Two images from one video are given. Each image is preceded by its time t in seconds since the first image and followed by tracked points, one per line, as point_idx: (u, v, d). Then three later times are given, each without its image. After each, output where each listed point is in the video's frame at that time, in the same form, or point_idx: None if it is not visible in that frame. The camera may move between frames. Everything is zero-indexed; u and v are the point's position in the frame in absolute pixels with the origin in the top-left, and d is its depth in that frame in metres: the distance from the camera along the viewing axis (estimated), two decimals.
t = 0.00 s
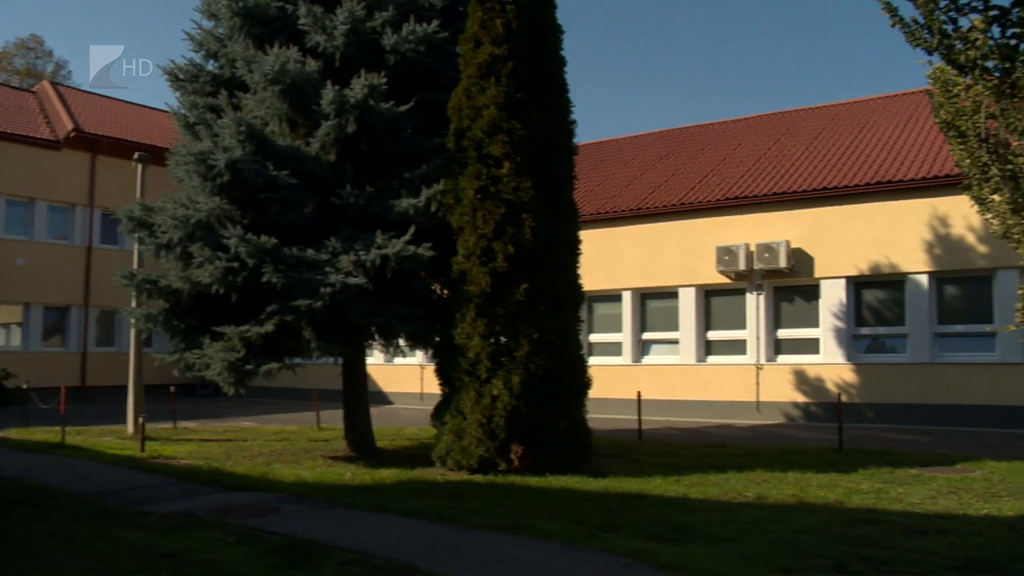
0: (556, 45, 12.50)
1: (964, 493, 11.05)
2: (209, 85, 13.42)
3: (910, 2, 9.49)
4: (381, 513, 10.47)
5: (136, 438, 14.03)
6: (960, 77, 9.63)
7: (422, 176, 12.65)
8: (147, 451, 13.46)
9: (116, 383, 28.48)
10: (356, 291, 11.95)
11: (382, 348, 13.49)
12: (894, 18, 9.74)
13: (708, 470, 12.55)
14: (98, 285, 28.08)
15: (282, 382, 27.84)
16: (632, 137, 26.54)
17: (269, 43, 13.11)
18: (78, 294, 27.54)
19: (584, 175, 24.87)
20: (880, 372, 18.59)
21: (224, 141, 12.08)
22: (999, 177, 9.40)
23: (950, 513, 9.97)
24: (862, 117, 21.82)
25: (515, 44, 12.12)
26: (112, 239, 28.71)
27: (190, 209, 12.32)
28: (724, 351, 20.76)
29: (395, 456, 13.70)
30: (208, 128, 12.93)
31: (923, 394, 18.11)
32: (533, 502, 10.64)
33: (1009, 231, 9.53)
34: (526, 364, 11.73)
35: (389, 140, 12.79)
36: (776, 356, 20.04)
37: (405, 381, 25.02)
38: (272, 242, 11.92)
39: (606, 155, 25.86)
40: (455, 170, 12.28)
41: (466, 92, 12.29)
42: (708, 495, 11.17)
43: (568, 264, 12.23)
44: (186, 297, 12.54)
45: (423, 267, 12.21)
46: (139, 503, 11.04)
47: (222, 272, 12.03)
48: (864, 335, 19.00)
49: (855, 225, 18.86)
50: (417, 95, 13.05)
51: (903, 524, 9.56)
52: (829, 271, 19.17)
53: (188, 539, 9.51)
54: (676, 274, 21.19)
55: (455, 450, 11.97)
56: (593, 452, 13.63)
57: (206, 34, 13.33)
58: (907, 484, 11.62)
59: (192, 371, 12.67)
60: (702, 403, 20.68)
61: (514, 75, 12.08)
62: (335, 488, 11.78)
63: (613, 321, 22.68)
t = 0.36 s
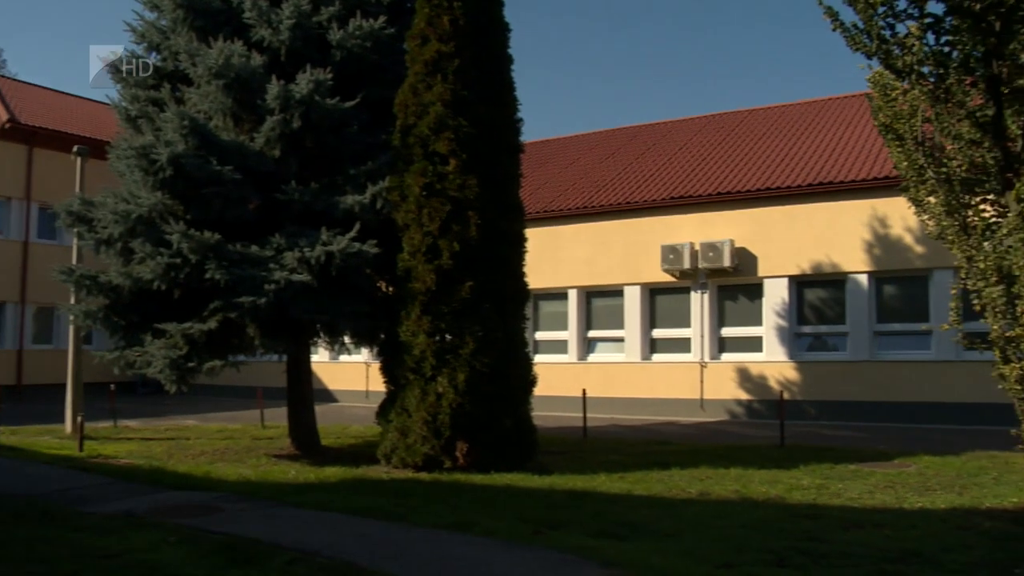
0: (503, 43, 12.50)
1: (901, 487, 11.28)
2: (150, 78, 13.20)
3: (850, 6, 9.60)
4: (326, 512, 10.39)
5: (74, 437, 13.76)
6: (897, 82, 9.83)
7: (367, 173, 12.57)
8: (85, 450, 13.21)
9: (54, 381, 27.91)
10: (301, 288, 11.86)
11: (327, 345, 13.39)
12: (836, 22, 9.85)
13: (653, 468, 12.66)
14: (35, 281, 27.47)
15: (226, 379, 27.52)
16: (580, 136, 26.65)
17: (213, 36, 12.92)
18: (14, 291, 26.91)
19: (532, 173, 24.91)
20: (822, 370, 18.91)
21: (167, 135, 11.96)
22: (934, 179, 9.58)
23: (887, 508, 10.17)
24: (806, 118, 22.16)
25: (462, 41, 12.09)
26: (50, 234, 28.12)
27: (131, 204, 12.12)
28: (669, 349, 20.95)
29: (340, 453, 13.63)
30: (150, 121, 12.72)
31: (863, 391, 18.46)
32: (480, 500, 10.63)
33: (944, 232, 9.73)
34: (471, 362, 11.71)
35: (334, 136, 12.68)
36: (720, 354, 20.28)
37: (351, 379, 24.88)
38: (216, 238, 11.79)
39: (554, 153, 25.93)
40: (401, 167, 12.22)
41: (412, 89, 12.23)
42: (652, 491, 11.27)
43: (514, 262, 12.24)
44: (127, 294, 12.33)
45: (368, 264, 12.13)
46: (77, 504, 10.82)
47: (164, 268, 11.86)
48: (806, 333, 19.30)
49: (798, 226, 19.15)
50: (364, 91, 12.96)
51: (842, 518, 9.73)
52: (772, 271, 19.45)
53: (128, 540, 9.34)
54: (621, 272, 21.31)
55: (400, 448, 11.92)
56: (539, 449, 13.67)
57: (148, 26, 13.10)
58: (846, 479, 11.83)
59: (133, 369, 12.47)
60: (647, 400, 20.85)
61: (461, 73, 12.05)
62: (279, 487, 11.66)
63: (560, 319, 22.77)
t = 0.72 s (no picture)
0: (458, 42, 12.48)
1: (848, 483, 11.47)
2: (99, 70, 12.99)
3: (801, 10, 9.70)
4: (277, 511, 10.31)
5: (19, 437, 13.52)
6: (845, 86, 9.95)
7: (320, 170, 12.49)
8: (30, 450, 12.98)
9: None
10: (253, 286, 11.77)
11: (279, 343, 13.29)
12: (787, 25, 9.97)
13: (606, 466, 12.75)
14: None
15: (176, 377, 27.20)
16: (537, 134, 26.71)
17: (164, 29, 12.74)
18: None
19: (489, 171, 24.91)
20: (772, 368, 19.17)
21: (116, 129, 11.80)
22: (882, 180, 9.76)
23: (834, 504, 10.33)
24: (759, 119, 22.42)
25: (417, 38, 12.06)
26: None
27: (79, 200, 11.93)
28: (622, 347, 21.09)
29: (292, 452, 13.54)
30: (98, 115, 12.53)
31: (812, 389, 18.73)
32: (433, 499, 10.62)
33: (891, 233, 9.89)
34: (424, 360, 11.69)
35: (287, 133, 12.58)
36: (673, 352, 20.45)
37: (304, 378, 24.72)
38: (166, 235, 11.66)
39: (510, 151, 25.95)
40: (355, 164, 12.15)
41: (366, 86, 12.17)
42: (604, 489, 11.34)
43: (467, 259, 12.22)
44: (74, 291, 12.15)
45: (321, 262, 12.06)
46: (21, 505, 10.62)
47: (113, 265, 11.70)
48: (757, 332, 19.54)
49: (750, 226, 19.36)
50: (317, 88, 12.87)
51: (790, 514, 9.87)
52: (724, 270, 19.65)
53: (74, 541, 9.18)
54: (575, 270, 21.39)
55: (353, 446, 11.89)
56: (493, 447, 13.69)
57: (96, 18, 12.88)
58: (795, 476, 11.99)
59: (81, 367, 12.28)
60: (601, 398, 20.96)
61: (415, 70, 12.02)
62: (230, 486, 11.56)
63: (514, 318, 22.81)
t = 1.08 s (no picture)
0: (421, 39, 12.45)
1: (807, 480, 11.60)
2: (55, 64, 12.78)
3: (761, 11, 9.77)
4: (237, 511, 10.23)
5: None
6: (804, 88, 10.08)
7: (281, 167, 12.40)
8: None
9: None
10: (213, 283, 11.68)
11: (239, 341, 13.19)
12: (748, 27, 10.04)
13: (568, 463, 12.80)
14: None
15: (135, 375, 26.89)
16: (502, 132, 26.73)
17: (121, 23, 12.59)
18: None
19: (453, 169, 24.88)
20: (733, 367, 19.34)
21: (73, 124, 11.65)
22: (840, 181, 9.91)
23: (792, 501, 10.46)
24: (721, 119, 22.61)
25: (379, 35, 12.01)
26: None
27: (34, 195, 11.75)
28: (584, 346, 21.17)
29: (253, 450, 13.44)
30: (54, 109, 12.33)
31: (772, 387, 18.93)
32: (394, 497, 10.60)
33: (848, 233, 10.02)
34: (385, 359, 11.65)
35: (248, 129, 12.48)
36: (634, 351, 20.57)
37: (265, 376, 24.53)
38: (124, 231, 11.53)
39: (474, 149, 25.92)
40: (316, 161, 12.08)
41: (328, 82, 12.11)
42: (565, 487, 11.37)
43: (429, 257, 12.19)
44: (29, 288, 11.96)
45: (281, 259, 11.98)
46: None
47: (69, 261, 11.53)
48: (718, 330, 19.71)
49: (711, 225, 19.50)
50: (278, 84, 12.78)
51: (749, 511, 9.97)
52: (686, 269, 19.78)
53: (28, 542, 9.05)
54: (537, 269, 21.41)
55: (314, 445, 11.84)
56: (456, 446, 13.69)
57: (52, 10, 12.66)
58: (755, 473, 12.11)
59: (36, 366, 12.10)
60: (563, 397, 21.02)
61: (377, 67, 11.97)
62: (189, 485, 11.46)
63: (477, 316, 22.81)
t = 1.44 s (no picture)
0: (394, 37, 12.43)
1: (779, 479, 11.69)
2: (23, 59, 12.61)
3: (734, 13, 9.82)
4: (209, 511, 10.16)
5: None
6: (775, 89, 10.16)
7: (254, 165, 12.33)
8: None
9: None
10: (184, 282, 11.62)
11: (211, 341, 13.12)
12: (721, 27, 10.10)
13: (542, 463, 12.83)
14: None
15: (105, 375, 26.64)
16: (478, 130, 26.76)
17: (91, 19, 12.48)
18: None
19: (428, 167, 24.85)
20: (706, 366, 19.43)
21: (42, 120, 11.52)
22: (812, 181, 9.96)
23: (764, 499, 10.53)
24: (695, 119, 22.74)
25: (352, 34, 11.96)
26: None
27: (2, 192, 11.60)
28: (558, 345, 21.21)
29: (225, 450, 13.35)
30: (22, 105, 12.19)
31: (744, 386, 19.05)
32: (368, 497, 10.57)
33: (820, 233, 10.08)
34: (359, 358, 11.61)
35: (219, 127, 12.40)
36: (607, 351, 20.65)
37: (238, 376, 24.38)
38: (94, 229, 11.44)
39: (448, 148, 25.90)
40: (289, 159, 12.01)
41: (301, 80, 12.05)
42: (538, 486, 11.39)
43: (403, 256, 12.16)
44: None
45: (254, 258, 11.91)
46: None
47: (38, 260, 11.40)
48: (691, 330, 19.81)
49: (685, 225, 19.60)
50: (250, 81, 12.70)
51: (721, 510, 10.04)
52: (659, 269, 19.86)
53: None
54: (511, 268, 21.42)
55: (286, 444, 11.79)
56: (430, 445, 13.68)
57: (19, 4, 12.48)
58: (727, 472, 12.18)
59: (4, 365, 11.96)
60: (536, 396, 21.04)
61: (351, 66, 11.93)
62: (161, 486, 11.37)
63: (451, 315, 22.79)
